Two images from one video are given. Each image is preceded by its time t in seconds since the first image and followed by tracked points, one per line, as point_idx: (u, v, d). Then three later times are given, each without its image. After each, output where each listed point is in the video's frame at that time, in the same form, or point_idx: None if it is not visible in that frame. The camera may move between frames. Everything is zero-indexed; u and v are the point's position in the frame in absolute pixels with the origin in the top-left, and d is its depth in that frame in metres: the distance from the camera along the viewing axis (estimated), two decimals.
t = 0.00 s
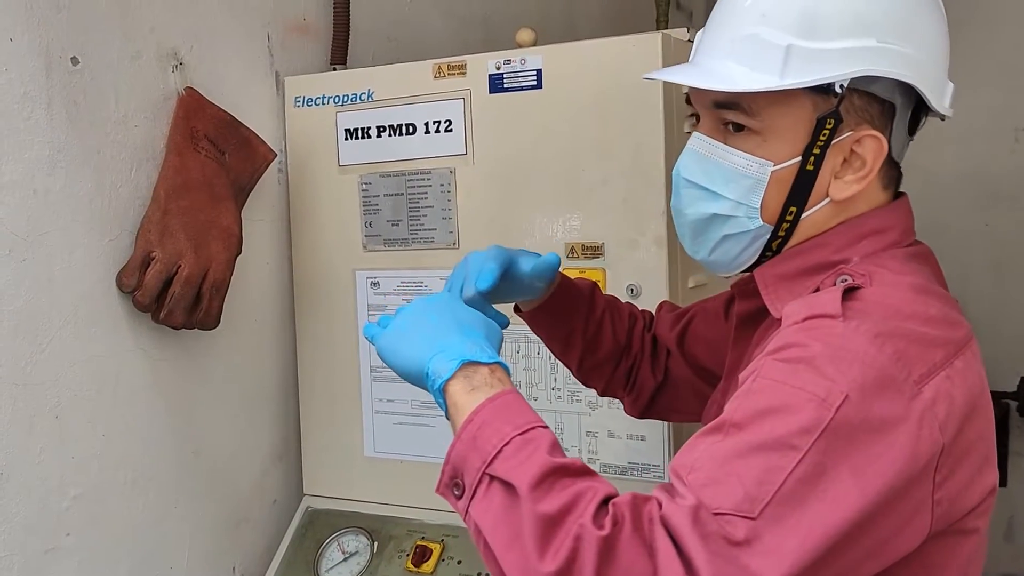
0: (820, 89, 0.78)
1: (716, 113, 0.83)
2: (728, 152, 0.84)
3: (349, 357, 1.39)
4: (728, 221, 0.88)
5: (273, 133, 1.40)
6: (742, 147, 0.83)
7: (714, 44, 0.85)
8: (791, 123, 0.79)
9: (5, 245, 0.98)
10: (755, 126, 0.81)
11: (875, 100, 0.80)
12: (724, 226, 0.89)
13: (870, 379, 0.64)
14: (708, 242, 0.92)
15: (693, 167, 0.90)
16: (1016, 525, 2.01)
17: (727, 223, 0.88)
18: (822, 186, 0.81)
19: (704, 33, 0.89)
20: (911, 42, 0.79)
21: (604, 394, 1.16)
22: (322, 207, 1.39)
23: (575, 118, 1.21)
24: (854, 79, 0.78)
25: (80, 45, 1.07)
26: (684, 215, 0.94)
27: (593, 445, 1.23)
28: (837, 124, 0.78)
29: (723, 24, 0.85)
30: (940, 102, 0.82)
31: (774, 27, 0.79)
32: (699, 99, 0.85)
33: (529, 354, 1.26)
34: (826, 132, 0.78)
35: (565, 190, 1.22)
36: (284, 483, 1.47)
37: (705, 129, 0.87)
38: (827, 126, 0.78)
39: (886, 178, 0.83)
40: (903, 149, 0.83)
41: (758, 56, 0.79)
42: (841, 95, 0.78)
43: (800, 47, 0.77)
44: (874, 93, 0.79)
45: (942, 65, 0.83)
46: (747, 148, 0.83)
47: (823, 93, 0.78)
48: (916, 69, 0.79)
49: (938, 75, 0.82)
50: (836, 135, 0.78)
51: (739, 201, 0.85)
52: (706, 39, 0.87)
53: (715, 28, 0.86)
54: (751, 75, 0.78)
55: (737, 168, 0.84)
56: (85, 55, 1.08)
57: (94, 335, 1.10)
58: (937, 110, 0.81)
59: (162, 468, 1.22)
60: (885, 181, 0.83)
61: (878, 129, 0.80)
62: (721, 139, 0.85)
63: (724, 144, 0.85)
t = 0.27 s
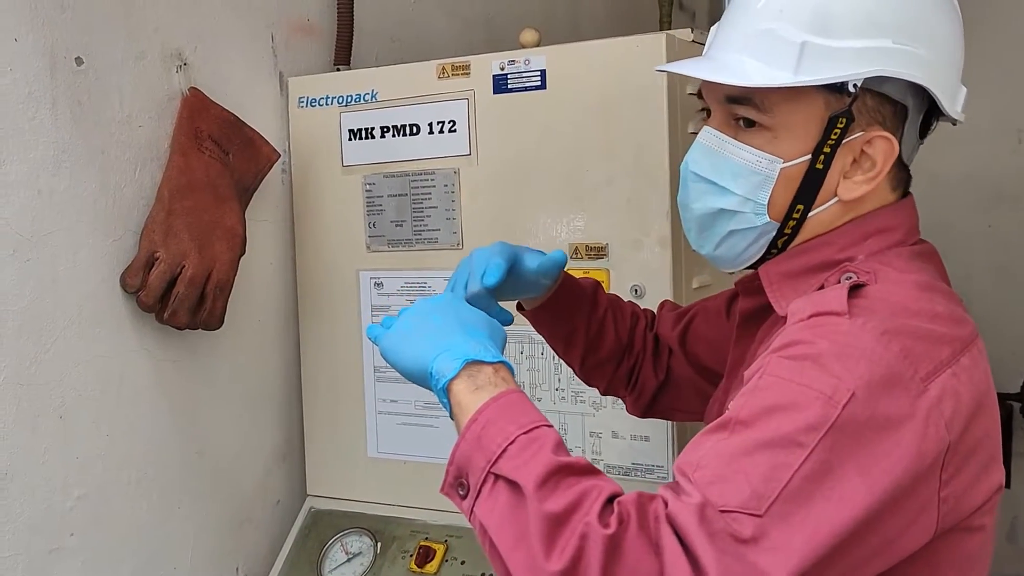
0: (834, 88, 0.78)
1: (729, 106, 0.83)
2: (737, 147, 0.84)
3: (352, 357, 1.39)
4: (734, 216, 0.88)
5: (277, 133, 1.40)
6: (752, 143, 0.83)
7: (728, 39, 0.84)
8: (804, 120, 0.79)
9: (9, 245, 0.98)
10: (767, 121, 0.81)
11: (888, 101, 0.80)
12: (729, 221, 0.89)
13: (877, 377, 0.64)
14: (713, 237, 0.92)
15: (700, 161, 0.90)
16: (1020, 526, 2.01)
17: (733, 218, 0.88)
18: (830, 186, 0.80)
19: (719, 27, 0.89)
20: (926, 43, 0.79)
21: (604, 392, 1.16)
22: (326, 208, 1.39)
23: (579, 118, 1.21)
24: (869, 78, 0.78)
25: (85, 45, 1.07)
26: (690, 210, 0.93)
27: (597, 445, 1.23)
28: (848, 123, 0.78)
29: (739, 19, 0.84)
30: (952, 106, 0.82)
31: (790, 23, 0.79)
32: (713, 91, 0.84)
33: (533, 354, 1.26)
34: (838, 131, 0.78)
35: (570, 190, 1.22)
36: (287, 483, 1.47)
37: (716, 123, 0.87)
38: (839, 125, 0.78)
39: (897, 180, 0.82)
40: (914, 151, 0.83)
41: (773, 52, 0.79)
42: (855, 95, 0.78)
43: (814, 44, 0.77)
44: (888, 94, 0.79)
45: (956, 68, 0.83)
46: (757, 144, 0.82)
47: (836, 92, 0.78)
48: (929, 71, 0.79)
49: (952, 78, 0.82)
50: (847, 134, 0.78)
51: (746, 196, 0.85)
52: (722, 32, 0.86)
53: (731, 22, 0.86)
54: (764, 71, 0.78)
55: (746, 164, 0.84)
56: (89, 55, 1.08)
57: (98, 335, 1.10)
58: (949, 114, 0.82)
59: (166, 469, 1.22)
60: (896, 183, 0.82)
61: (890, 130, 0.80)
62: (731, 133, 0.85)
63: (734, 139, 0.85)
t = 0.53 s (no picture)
0: (823, 86, 0.78)
1: (722, 106, 0.83)
2: (730, 149, 0.84)
3: (354, 358, 1.39)
4: (728, 218, 0.89)
5: (279, 134, 1.40)
6: (743, 144, 0.83)
7: (724, 39, 0.85)
8: (794, 119, 0.79)
9: (11, 246, 0.98)
10: (758, 121, 0.81)
11: (882, 100, 0.79)
12: (723, 222, 0.89)
13: (882, 381, 0.64)
14: (708, 239, 0.93)
15: (694, 164, 0.90)
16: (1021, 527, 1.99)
17: (727, 220, 0.89)
18: (822, 185, 0.80)
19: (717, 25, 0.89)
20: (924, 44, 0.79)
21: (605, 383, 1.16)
22: (328, 209, 1.39)
23: (581, 119, 1.20)
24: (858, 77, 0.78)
25: (87, 46, 1.07)
26: (687, 212, 0.94)
27: (599, 447, 1.23)
28: (838, 122, 0.78)
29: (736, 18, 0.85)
30: (951, 106, 0.81)
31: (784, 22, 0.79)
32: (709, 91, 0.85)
33: (535, 356, 1.26)
34: (827, 130, 0.78)
35: (572, 191, 1.22)
36: (289, 484, 1.47)
37: (710, 125, 0.87)
38: (828, 123, 0.78)
39: (891, 179, 0.82)
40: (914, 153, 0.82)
41: (764, 50, 0.79)
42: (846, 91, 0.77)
43: (804, 44, 0.77)
44: (880, 92, 0.79)
45: (954, 68, 0.82)
46: (749, 145, 0.82)
47: (827, 89, 0.78)
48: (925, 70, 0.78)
49: (949, 78, 0.81)
50: (837, 132, 0.78)
51: (738, 197, 0.86)
52: (719, 31, 0.87)
53: (728, 20, 0.86)
54: (754, 70, 0.79)
55: (736, 165, 0.84)
56: (92, 56, 1.08)
57: (100, 335, 1.10)
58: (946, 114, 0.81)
59: (167, 469, 1.22)
60: (889, 183, 0.82)
61: (883, 129, 0.80)
62: (723, 135, 0.85)
63: (728, 140, 0.85)
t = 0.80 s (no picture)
0: (790, 104, 0.78)
1: (702, 124, 0.85)
2: (710, 164, 0.85)
3: (351, 359, 1.39)
4: (710, 233, 0.90)
5: (276, 135, 1.40)
6: (721, 161, 0.84)
7: (703, 54, 0.85)
8: (765, 139, 0.80)
9: (8, 247, 0.98)
10: (733, 140, 0.82)
11: (854, 112, 0.79)
12: (706, 237, 0.90)
13: (882, 385, 0.64)
14: (694, 252, 0.93)
15: (679, 179, 0.91)
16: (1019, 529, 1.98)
17: (709, 235, 0.90)
18: (800, 200, 0.81)
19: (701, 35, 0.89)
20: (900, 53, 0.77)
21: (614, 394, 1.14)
22: (325, 210, 1.39)
23: (579, 120, 1.20)
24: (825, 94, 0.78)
25: (84, 47, 1.07)
26: (673, 225, 0.95)
27: (596, 448, 1.23)
28: (808, 140, 0.78)
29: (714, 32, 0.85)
30: (935, 112, 0.79)
31: (754, 41, 0.80)
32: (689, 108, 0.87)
33: (532, 357, 1.26)
34: (798, 148, 0.78)
35: (569, 192, 1.22)
36: (286, 485, 1.47)
37: (693, 140, 0.89)
38: (797, 142, 0.78)
39: (876, 188, 0.81)
40: (905, 158, 0.81)
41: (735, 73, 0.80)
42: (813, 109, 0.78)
43: (771, 65, 0.78)
44: (854, 105, 0.78)
45: (940, 72, 0.80)
46: (726, 162, 0.84)
47: (794, 108, 0.78)
48: (899, 83, 0.76)
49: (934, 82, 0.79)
50: (809, 149, 0.79)
51: (717, 213, 0.87)
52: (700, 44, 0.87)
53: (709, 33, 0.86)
54: (720, 95, 0.80)
55: (716, 181, 0.85)
56: (89, 57, 1.08)
57: (97, 336, 1.10)
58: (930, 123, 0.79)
59: (164, 470, 1.22)
60: (874, 192, 0.81)
61: (860, 142, 0.79)
62: (704, 150, 0.87)
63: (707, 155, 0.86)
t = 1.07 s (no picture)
0: (821, 93, 0.78)
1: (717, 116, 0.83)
2: (727, 157, 0.84)
3: (349, 359, 1.39)
4: (726, 226, 0.89)
5: (275, 134, 1.40)
6: (742, 151, 0.83)
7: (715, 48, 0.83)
8: (790, 127, 0.79)
9: (5, 245, 0.98)
10: (756, 130, 0.81)
11: (876, 102, 0.80)
12: (721, 231, 0.90)
13: (880, 385, 0.64)
14: (707, 246, 0.93)
15: (689, 174, 0.90)
16: (1016, 529, 1.98)
17: (725, 228, 0.89)
18: (821, 191, 0.81)
19: (704, 36, 0.88)
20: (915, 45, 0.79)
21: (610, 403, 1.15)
22: (324, 209, 1.39)
23: (578, 120, 1.20)
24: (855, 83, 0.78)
25: (82, 45, 1.07)
26: (682, 220, 0.94)
27: (595, 447, 1.23)
28: (837, 128, 0.78)
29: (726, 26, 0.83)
30: (945, 104, 0.81)
31: (775, 30, 0.79)
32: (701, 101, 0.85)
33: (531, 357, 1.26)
34: (826, 136, 0.78)
35: (568, 191, 1.22)
36: (284, 484, 1.47)
37: (705, 131, 0.87)
38: (826, 130, 0.78)
39: (887, 182, 0.82)
40: (908, 153, 0.83)
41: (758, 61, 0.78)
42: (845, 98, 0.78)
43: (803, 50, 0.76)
44: (876, 96, 0.79)
45: (947, 66, 0.83)
46: (748, 152, 0.83)
47: (822, 97, 0.78)
48: (921, 74, 0.78)
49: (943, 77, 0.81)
50: (835, 139, 0.78)
51: (736, 206, 0.86)
52: (708, 41, 0.86)
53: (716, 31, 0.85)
54: (752, 82, 0.78)
55: (735, 174, 0.84)
56: (87, 55, 1.08)
57: (95, 335, 1.10)
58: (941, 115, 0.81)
59: (162, 470, 1.21)
60: (886, 185, 0.82)
61: (880, 133, 0.80)
62: (719, 142, 0.85)
63: (723, 148, 0.85)
